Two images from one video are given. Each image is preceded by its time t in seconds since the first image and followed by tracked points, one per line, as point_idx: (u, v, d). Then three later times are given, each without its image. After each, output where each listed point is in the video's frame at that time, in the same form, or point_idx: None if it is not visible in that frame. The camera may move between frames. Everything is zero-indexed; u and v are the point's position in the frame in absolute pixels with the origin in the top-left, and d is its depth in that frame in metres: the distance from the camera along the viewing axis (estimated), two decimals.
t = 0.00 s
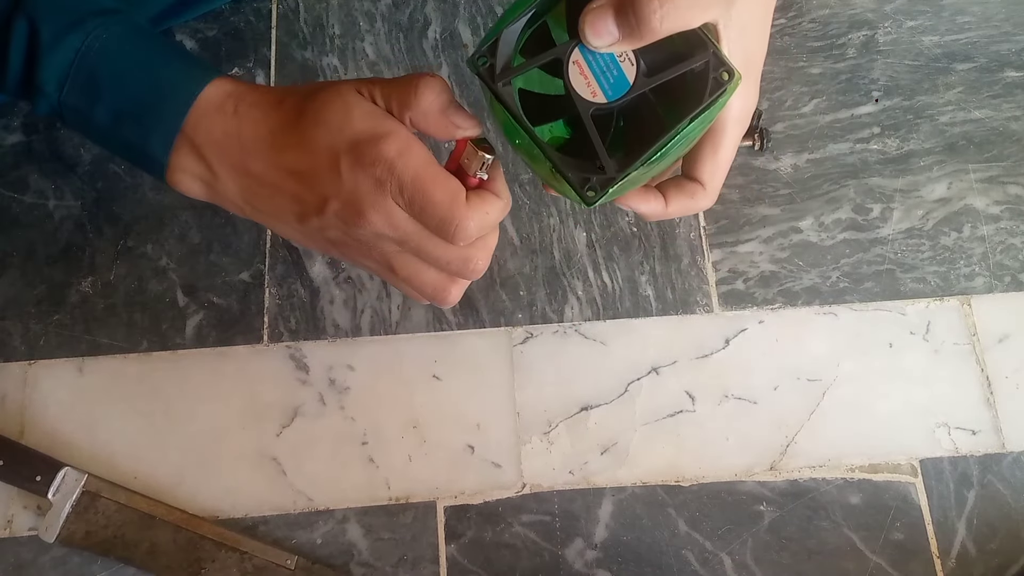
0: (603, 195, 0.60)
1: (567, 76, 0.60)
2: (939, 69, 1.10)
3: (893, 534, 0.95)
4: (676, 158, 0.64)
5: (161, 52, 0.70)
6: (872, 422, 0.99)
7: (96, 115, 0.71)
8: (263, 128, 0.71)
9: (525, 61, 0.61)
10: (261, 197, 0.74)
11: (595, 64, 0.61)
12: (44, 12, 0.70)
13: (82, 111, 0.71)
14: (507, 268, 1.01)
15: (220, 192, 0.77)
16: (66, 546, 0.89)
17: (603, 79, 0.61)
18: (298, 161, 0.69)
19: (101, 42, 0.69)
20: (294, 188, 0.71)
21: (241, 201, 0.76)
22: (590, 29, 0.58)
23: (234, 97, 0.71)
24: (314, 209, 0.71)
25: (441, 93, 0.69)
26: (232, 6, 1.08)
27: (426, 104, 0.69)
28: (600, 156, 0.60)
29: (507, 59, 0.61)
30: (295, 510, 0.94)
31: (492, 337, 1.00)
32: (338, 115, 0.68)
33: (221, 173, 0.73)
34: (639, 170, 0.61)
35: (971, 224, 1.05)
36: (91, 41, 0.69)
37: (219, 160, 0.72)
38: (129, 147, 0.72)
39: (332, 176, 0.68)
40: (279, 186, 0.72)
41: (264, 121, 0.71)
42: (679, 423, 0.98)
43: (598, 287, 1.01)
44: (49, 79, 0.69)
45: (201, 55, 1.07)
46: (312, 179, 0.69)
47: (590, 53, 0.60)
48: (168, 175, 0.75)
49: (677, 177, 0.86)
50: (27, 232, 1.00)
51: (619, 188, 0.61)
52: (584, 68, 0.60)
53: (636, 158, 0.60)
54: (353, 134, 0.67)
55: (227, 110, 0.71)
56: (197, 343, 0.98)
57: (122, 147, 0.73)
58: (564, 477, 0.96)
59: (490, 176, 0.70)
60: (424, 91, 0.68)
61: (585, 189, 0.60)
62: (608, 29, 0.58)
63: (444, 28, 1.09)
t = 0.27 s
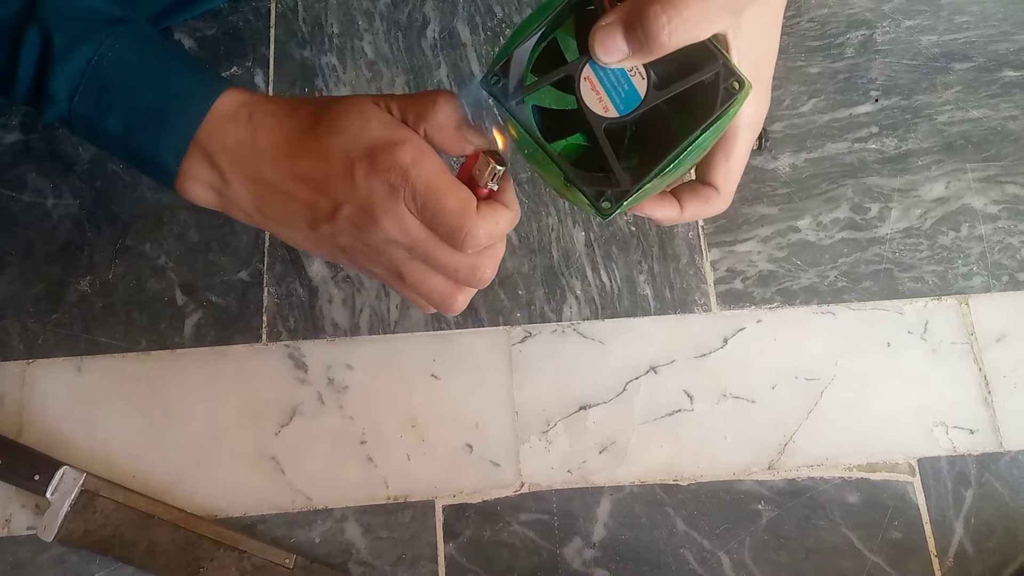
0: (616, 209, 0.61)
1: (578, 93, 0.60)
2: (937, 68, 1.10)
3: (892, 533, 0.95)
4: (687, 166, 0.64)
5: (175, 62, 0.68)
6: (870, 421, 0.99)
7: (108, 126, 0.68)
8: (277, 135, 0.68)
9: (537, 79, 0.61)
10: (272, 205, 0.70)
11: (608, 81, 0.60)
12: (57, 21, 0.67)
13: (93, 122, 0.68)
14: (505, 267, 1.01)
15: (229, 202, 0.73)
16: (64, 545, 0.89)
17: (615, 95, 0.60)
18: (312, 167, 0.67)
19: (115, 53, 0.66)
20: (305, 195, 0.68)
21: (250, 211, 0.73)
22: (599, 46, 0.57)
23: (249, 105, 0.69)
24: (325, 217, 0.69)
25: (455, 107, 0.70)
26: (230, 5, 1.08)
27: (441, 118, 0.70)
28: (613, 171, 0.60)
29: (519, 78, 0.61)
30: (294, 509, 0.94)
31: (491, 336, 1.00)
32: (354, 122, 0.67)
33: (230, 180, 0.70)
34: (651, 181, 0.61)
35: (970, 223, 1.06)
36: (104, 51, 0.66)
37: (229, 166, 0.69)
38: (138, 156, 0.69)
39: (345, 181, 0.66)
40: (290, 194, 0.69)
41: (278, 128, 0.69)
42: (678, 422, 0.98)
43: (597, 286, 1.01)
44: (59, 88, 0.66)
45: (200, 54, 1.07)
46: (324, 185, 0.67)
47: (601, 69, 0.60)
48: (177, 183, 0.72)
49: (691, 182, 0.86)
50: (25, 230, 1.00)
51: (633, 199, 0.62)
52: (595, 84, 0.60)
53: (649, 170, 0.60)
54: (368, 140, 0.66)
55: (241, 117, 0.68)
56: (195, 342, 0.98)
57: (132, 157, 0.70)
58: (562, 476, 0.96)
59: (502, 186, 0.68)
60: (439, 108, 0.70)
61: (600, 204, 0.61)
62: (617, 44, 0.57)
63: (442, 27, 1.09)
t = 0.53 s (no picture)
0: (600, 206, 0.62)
1: (564, 91, 0.61)
2: (938, 67, 1.10)
3: (893, 532, 0.96)
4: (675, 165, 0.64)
5: (196, 93, 0.65)
6: (872, 420, 0.99)
7: (122, 154, 0.66)
8: (302, 173, 0.66)
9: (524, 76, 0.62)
10: (289, 245, 0.67)
11: (592, 78, 0.61)
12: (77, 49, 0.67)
13: (107, 150, 0.66)
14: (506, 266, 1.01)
15: (241, 237, 0.70)
16: (66, 544, 0.89)
17: (600, 92, 0.61)
18: (337, 211, 0.64)
19: (131, 79, 0.65)
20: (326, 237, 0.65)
21: (264, 248, 0.70)
22: (583, 43, 0.57)
23: (275, 141, 0.67)
24: (344, 261, 0.65)
25: (489, 167, 0.68)
26: (231, 4, 1.08)
27: (471, 175, 0.68)
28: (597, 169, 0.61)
29: (506, 77, 0.63)
30: (295, 509, 0.94)
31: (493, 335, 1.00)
32: (387, 168, 0.64)
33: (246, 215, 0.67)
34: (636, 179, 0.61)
35: (970, 222, 1.06)
36: (119, 77, 0.64)
37: (246, 200, 0.66)
38: (151, 188, 0.66)
39: (371, 227, 0.63)
40: (309, 235, 0.66)
41: (303, 166, 0.66)
42: (679, 421, 0.98)
43: (598, 286, 1.01)
44: (73, 115, 0.65)
45: (201, 53, 1.07)
46: (348, 230, 0.64)
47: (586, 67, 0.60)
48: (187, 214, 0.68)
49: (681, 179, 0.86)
50: (27, 230, 1.00)
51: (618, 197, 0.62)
52: (580, 82, 0.60)
53: (632, 168, 0.61)
54: (400, 186, 0.63)
55: (265, 153, 0.66)
56: (196, 342, 0.98)
57: (145, 187, 0.67)
58: (563, 475, 0.96)
59: (528, 248, 0.65)
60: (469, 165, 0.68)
61: (585, 202, 0.62)
62: (600, 43, 0.58)
63: (443, 27, 1.09)
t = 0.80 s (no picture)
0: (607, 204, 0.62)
1: (568, 90, 0.61)
2: (939, 66, 1.10)
3: (893, 531, 0.96)
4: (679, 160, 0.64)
5: (190, 82, 0.66)
6: (872, 419, 0.99)
7: (115, 143, 0.66)
8: (296, 154, 0.66)
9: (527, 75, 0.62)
10: (284, 226, 0.67)
11: (596, 76, 0.61)
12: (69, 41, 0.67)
13: (100, 139, 0.66)
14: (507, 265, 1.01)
15: (238, 222, 0.70)
16: (67, 543, 0.89)
17: (604, 91, 0.61)
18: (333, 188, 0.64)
19: (123, 70, 0.65)
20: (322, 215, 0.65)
21: (261, 232, 0.70)
22: (589, 41, 0.58)
23: (268, 126, 0.67)
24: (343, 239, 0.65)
25: (479, 139, 0.70)
26: (232, 3, 1.08)
27: (465, 149, 0.69)
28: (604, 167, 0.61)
29: (509, 75, 0.63)
30: (296, 507, 0.94)
31: (494, 334, 1.00)
32: (382, 145, 0.65)
33: (242, 199, 0.67)
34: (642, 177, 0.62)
35: (971, 221, 1.06)
36: (112, 69, 0.65)
37: (240, 183, 0.66)
38: (146, 176, 0.67)
39: (369, 204, 0.63)
40: (306, 216, 0.66)
41: (296, 147, 0.66)
42: (679, 420, 0.98)
43: (599, 285, 1.01)
44: (67, 106, 0.66)
45: (201, 52, 1.07)
46: (345, 208, 0.64)
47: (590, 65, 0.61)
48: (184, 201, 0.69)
49: (686, 177, 0.85)
50: (28, 229, 1.00)
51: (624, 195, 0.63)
52: (585, 80, 0.61)
53: (639, 166, 0.61)
54: (396, 162, 0.64)
55: (259, 138, 0.66)
56: (197, 341, 0.98)
57: (140, 176, 0.67)
58: (564, 474, 0.96)
59: (524, 216, 0.66)
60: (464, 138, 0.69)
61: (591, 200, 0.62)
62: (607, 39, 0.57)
63: (444, 26, 1.09)
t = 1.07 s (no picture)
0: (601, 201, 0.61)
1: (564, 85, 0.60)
2: (942, 64, 1.09)
3: (896, 533, 0.95)
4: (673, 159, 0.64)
5: (162, 66, 0.71)
6: (875, 420, 0.98)
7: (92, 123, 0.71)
8: (272, 137, 0.69)
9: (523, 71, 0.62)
10: (263, 208, 0.71)
11: (591, 72, 0.60)
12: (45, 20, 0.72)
13: (76, 119, 0.71)
14: (507, 264, 1.00)
15: (219, 204, 0.74)
16: (64, 545, 0.88)
17: (599, 87, 0.60)
18: (308, 171, 0.68)
19: (98, 52, 0.70)
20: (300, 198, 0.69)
21: (240, 214, 0.74)
22: (584, 37, 0.57)
23: (246, 108, 0.71)
24: (319, 220, 0.69)
25: (456, 119, 0.74)
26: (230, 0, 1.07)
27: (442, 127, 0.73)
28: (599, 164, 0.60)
29: (505, 71, 0.62)
30: (294, 509, 0.93)
31: (494, 335, 0.99)
32: (355, 124, 0.67)
33: (222, 181, 0.71)
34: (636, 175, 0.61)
35: (974, 221, 1.05)
36: (87, 50, 0.70)
37: (220, 166, 0.71)
38: (121, 156, 0.72)
39: (341, 184, 0.66)
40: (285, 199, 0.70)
41: (271, 130, 0.70)
42: (681, 421, 0.97)
43: (599, 285, 1.01)
44: (43, 86, 0.70)
45: (198, 50, 1.06)
46: (319, 189, 0.68)
47: (585, 61, 0.60)
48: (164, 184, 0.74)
49: (683, 177, 0.85)
50: (24, 228, 0.99)
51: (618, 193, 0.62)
52: (580, 75, 0.60)
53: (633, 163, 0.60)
54: (368, 143, 0.66)
55: (236, 120, 0.70)
56: (194, 341, 0.98)
57: (116, 156, 0.72)
58: (564, 475, 0.95)
59: (502, 199, 0.67)
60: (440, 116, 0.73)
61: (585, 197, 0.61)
62: (601, 35, 0.57)
63: (443, 23, 1.08)
